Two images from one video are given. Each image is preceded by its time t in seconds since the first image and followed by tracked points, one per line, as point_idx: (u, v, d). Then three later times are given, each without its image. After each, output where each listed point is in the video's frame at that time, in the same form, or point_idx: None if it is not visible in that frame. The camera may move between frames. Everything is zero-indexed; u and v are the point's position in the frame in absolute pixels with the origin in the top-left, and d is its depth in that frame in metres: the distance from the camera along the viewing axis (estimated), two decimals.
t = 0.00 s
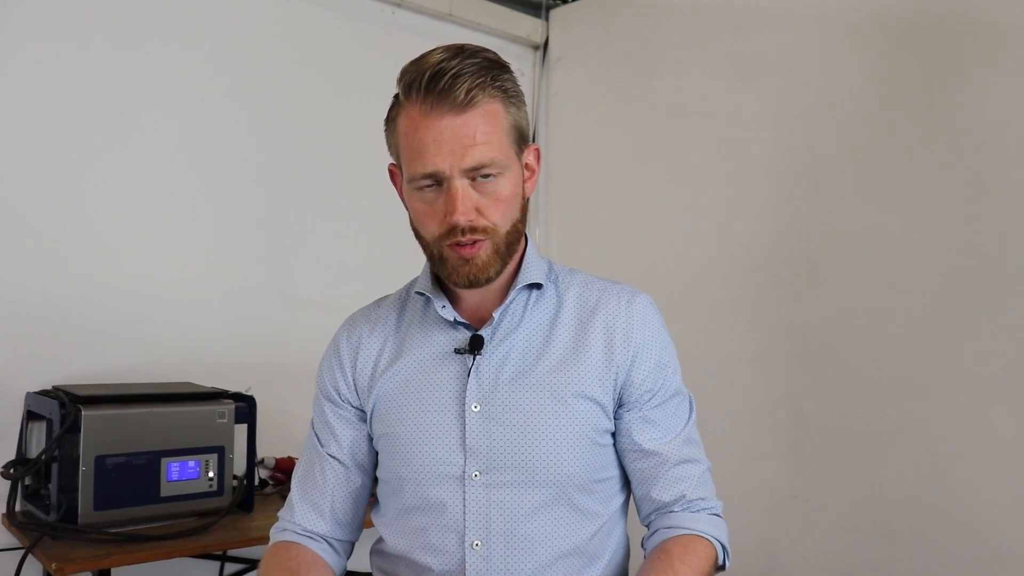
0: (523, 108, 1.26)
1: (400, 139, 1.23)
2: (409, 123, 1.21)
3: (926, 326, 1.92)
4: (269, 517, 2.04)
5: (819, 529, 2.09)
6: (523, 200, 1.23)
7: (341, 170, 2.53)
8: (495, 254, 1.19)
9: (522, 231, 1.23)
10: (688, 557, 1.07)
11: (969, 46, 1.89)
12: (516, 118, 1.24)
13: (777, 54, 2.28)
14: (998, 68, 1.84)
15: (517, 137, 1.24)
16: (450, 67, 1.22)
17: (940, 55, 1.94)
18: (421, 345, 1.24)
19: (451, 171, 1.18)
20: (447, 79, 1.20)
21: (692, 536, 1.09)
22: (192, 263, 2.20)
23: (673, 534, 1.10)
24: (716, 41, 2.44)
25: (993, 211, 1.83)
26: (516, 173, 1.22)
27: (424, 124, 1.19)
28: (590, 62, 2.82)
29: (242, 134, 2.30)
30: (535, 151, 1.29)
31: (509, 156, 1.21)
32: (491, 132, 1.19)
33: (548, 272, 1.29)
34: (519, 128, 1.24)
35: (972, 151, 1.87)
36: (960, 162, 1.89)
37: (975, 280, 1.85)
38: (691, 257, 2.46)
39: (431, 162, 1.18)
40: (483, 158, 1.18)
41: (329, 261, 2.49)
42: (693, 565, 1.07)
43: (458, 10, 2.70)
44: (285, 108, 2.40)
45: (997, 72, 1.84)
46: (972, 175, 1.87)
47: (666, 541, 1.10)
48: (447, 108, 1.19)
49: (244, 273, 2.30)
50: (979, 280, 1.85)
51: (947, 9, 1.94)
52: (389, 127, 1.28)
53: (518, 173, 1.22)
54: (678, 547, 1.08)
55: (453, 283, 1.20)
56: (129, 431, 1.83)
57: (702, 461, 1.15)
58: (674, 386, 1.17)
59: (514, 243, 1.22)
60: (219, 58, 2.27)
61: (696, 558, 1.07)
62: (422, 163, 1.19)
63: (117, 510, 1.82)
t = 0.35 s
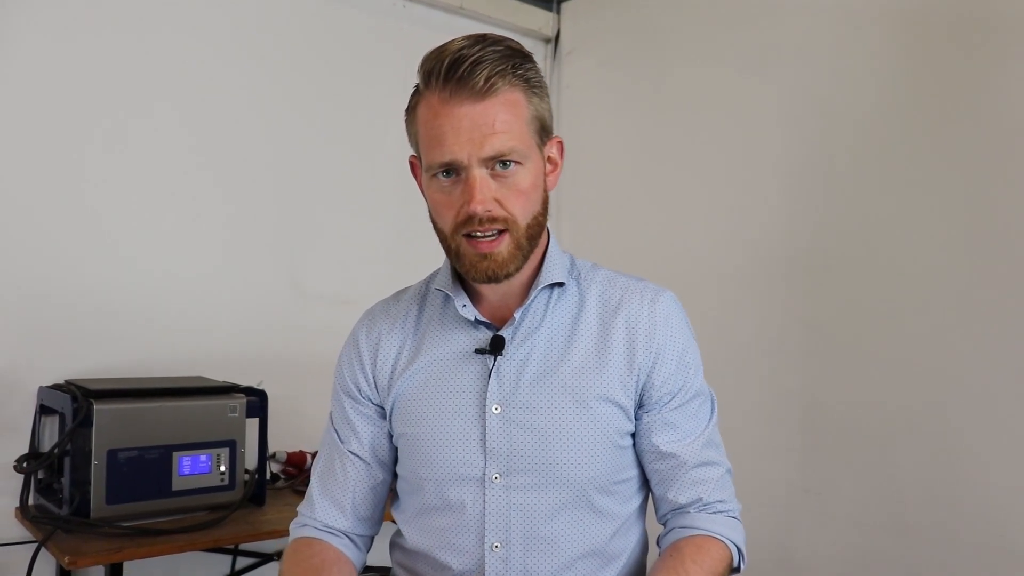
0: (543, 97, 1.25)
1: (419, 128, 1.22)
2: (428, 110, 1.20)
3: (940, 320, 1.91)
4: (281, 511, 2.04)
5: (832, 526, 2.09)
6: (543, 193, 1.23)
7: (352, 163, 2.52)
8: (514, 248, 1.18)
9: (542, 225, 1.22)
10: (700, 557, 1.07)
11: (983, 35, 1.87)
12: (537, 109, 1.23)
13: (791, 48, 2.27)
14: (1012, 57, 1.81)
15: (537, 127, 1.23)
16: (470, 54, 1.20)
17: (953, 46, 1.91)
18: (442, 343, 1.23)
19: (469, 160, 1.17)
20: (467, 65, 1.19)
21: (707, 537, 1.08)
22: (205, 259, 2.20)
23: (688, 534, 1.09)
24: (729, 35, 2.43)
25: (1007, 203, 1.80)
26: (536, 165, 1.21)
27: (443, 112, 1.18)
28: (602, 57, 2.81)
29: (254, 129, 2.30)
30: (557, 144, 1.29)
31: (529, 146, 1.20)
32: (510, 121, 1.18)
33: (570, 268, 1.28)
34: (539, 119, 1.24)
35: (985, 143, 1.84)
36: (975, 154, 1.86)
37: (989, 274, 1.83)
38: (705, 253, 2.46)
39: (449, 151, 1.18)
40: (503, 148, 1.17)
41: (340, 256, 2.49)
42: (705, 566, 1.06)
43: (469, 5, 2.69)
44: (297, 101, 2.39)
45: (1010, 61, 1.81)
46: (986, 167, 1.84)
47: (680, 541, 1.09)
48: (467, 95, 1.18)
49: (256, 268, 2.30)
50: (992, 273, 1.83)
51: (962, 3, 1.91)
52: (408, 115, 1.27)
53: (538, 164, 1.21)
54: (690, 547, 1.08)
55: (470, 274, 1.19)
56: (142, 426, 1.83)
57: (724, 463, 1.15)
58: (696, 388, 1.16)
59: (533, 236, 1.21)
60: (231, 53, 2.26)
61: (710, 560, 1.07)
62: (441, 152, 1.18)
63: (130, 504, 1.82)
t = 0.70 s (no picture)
0: (551, 93, 1.26)
1: (427, 118, 1.24)
2: (436, 100, 1.22)
3: (941, 320, 1.90)
4: (280, 512, 2.03)
5: (832, 526, 2.08)
6: (548, 185, 1.23)
7: (352, 163, 2.51)
8: (518, 236, 1.18)
9: (547, 217, 1.22)
10: (683, 566, 1.06)
11: (984, 33, 1.86)
12: (543, 104, 1.24)
13: (791, 47, 2.26)
14: (1012, 56, 1.80)
15: (544, 121, 1.23)
16: (479, 46, 1.22)
17: (955, 44, 1.90)
18: (444, 343, 1.23)
19: (475, 147, 1.18)
20: (474, 56, 1.20)
21: (693, 547, 1.07)
22: (204, 259, 2.19)
23: (676, 543, 1.08)
24: (729, 35, 2.42)
25: (1009, 202, 1.80)
26: (541, 156, 1.22)
27: (450, 100, 1.20)
28: (602, 56, 2.81)
29: (254, 130, 2.29)
30: (562, 141, 1.29)
31: (534, 137, 1.21)
32: (516, 111, 1.19)
33: (572, 270, 1.28)
34: (545, 114, 1.24)
35: (988, 142, 1.84)
36: (975, 153, 1.86)
37: (990, 273, 1.82)
38: (705, 252, 2.45)
39: (456, 137, 1.19)
40: (508, 136, 1.18)
41: (340, 256, 2.48)
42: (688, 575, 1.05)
43: (468, 4, 2.68)
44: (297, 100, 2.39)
45: (1012, 59, 1.80)
46: (988, 166, 1.84)
47: (667, 550, 1.08)
48: (474, 84, 1.19)
49: (255, 268, 2.29)
50: (993, 271, 1.82)
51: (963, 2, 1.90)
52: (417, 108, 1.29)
53: (543, 155, 1.22)
54: (675, 556, 1.07)
55: (473, 262, 1.19)
56: (140, 427, 1.82)
57: (719, 474, 1.12)
58: (695, 393, 1.14)
59: (538, 227, 1.21)
60: (231, 53, 2.25)
61: (695, 570, 1.05)
62: (448, 139, 1.20)
63: (128, 506, 1.81)
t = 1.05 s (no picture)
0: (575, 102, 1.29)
1: (459, 109, 1.24)
2: (472, 92, 1.22)
3: (941, 319, 1.90)
4: (282, 514, 2.03)
5: (833, 528, 2.08)
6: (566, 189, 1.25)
7: (353, 164, 2.52)
8: (538, 232, 1.19)
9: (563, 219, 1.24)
10: (691, 555, 1.04)
11: (983, 33, 1.86)
12: (569, 110, 1.26)
13: (791, 48, 2.27)
14: (1011, 57, 1.81)
15: (569, 127, 1.25)
16: (518, 45, 1.23)
17: (954, 43, 1.91)
18: (448, 333, 1.23)
19: (509, 142, 1.19)
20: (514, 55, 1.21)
21: (700, 537, 1.06)
22: (205, 261, 2.20)
23: (681, 533, 1.07)
24: (729, 36, 2.44)
25: (1007, 201, 1.80)
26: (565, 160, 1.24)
27: (488, 94, 1.20)
28: (604, 59, 2.82)
29: (254, 132, 2.30)
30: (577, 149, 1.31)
31: (561, 141, 1.23)
32: (549, 113, 1.21)
33: (574, 268, 1.29)
34: (570, 120, 1.26)
35: (986, 141, 1.84)
36: (974, 153, 1.86)
37: (990, 272, 1.82)
38: (706, 254, 2.46)
39: (491, 130, 1.19)
40: (540, 136, 1.20)
41: (342, 258, 2.50)
42: (695, 563, 1.03)
43: (471, 5, 2.69)
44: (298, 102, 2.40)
45: (1012, 60, 1.81)
46: (987, 165, 1.84)
47: (672, 540, 1.07)
48: (515, 82, 1.20)
49: (256, 270, 2.30)
50: (993, 271, 1.82)
51: (963, 4, 1.91)
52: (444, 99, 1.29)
53: (565, 160, 1.24)
54: (682, 545, 1.05)
55: (491, 252, 1.19)
56: (144, 427, 1.83)
57: (720, 467, 1.12)
58: (695, 385, 1.15)
59: (555, 226, 1.22)
60: (230, 55, 2.27)
61: (702, 559, 1.04)
62: (481, 131, 1.20)
63: (131, 506, 1.81)
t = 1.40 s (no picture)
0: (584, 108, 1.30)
1: (476, 101, 1.22)
2: (493, 85, 1.21)
3: (942, 318, 1.90)
4: (278, 516, 2.02)
5: (833, 529, 2.07)
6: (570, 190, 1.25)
7: (352, 165, 2.52)
8: (547, 232, 1.19)
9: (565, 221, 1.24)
10: (683, 556, 1.05)
11: (984, 31, 1.86)
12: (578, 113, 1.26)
13: (790, 49, 2.27)
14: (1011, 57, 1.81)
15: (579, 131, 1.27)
16: (539, 45, 1.22)
17: (953, 43, 1.91)
18: (440, 334, 1.23)
19: (527, 138, 1.19)
20: (537, 53, 1.21)
21: (692, 537, 1.06)
22: (203, 263, 2.20)
23: (673, 533, 1.07)
24: (729, 37, 2.43)
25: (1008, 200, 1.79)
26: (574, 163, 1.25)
27: (510, 89, 1.19)
28: (603, 61, 2.82)
29: (253, 133, 2.30)
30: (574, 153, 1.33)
31: (572, 143, 1.23)
32: (565, 114, 1.21)
33: (566, 268, 1.27)
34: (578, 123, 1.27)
35: (986, 141, 1.84)
36: (974, 153, 1.86)
37: (990, 272, 1.82)
38: (705, 255, 2.45)
39: (512, 125, 1.19)
40: (556, 136, 1.20)
41: (341, 260, 2.49)
42: (687, 564, 1.04)
43: (468, 8, 2.70)
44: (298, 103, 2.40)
45: (1011, 59, 1.81)
46: (988, 164, 1.83)
47: (664, 539, 1.07)
48: (538, 79, 1.20)
49: (255, 272, 2.29)
50: (993, 270, 1.82)
51: (963, 4, 1.91)
52: (460, 88, 1.27)
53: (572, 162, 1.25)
54: (673, 545, 1.06)
55: (500, 247, 1.18)
56: (140, 430, 1.82)
57: (711, 466, 1.12)
58: (686, 385, 1.15)
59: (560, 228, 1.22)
60: (229, 56, 2.26)
61: (693, 558, 1.05)
62: (501, 126, 1.19)
63: (127, 510, 1.80)
